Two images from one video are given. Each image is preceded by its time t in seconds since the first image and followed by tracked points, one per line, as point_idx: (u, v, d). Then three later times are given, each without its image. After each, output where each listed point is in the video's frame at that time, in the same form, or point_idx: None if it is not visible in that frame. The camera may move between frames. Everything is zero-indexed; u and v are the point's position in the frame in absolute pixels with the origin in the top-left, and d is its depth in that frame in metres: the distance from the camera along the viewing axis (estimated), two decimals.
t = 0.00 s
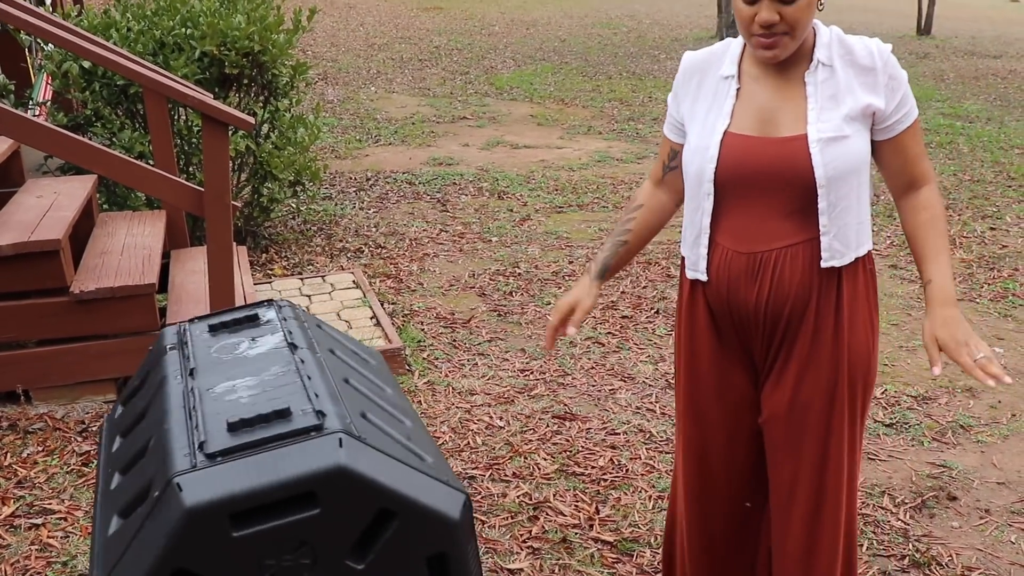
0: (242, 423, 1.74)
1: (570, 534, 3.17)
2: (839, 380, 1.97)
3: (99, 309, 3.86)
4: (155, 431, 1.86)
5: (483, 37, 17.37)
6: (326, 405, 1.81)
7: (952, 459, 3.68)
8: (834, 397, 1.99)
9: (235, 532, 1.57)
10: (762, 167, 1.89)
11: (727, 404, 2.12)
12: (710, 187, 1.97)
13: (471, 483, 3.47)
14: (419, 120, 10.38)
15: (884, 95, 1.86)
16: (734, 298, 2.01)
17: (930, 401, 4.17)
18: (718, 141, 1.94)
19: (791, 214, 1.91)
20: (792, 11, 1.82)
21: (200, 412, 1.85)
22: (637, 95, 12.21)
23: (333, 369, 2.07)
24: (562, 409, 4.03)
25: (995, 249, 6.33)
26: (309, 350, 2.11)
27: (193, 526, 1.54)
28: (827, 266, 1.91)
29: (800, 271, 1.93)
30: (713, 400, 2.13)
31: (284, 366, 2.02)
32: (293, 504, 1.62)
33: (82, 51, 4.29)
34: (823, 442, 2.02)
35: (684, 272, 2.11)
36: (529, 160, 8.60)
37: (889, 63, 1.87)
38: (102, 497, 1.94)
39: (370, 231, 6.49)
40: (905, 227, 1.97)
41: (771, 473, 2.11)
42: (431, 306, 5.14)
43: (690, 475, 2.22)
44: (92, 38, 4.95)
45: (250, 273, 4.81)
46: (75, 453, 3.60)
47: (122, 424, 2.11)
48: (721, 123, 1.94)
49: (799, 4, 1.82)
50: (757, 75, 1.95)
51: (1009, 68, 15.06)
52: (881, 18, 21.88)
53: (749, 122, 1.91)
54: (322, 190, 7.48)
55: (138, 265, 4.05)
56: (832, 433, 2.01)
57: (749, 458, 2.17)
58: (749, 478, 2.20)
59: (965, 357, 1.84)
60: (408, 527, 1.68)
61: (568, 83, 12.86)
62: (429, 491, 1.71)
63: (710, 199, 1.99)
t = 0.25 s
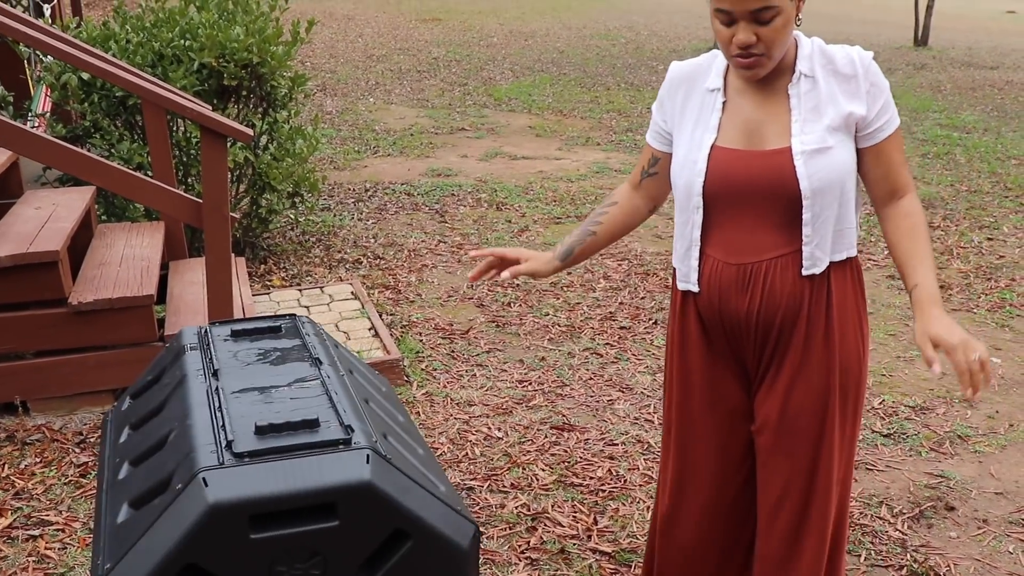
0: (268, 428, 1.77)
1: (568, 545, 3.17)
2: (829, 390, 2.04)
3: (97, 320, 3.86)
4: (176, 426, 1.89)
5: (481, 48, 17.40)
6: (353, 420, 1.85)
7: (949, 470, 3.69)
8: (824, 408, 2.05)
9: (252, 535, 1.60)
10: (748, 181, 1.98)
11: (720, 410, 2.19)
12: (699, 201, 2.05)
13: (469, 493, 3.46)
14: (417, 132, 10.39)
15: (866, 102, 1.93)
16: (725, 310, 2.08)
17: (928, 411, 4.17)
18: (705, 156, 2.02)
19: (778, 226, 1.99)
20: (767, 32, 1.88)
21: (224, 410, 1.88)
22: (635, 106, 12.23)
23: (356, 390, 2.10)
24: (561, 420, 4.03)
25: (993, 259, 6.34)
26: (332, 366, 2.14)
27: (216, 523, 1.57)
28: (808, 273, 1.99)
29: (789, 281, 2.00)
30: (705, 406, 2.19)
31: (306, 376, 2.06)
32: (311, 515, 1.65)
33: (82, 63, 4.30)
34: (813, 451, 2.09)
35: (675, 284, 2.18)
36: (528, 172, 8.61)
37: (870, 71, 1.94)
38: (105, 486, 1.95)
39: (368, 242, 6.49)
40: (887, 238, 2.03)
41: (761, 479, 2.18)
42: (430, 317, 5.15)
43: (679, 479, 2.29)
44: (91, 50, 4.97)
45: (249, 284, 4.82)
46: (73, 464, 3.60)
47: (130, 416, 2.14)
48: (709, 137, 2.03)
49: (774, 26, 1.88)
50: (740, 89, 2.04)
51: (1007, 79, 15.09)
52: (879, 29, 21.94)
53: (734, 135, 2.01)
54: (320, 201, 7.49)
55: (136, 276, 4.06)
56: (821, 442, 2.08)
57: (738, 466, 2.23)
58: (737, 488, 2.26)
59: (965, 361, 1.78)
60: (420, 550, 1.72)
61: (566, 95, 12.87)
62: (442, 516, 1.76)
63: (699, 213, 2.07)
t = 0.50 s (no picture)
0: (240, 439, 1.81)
1: (568, 549, 3.17)
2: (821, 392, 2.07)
3: (97, 325, 3.87)
4: (155, 445, 1.91)
5: (481, 53, 17.42)
6: (327, 420, 1.88)
7: (948, 473, 3.69)
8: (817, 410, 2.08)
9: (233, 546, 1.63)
10: (738, 188, 2.00)
11: (712, 421, 2.19)
12: (689, 209, 2.08)
13: (468, 498, 3.46)
14: (417, 136, 10.40)
15: (858, 115, 1.95)
16: (716, 314, 2.09)
17: (927, 415, 4.18)
18: (696, 165, 2.05)
19: (769, 233, 2.01)
20: (750, 41, 1.92)
21: (200, 426, 1.91)
22: (635, 110, 12.24)
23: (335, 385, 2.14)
24: (560, 424, 4.03)
25: (992, 263, 6.34)
26: (310, 364, 2.16)
27: (196, 539, 1.61)
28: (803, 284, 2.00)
29: (781, 287, 2.02)
30: (700, 418, 2.20)
31: (283, 379, 2.08)
32: (298, 518, 1.69)
33: (82, 69, 4.31)
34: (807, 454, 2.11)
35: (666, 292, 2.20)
36: (527, 176, 8.62)
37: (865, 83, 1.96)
38: (98, 508, 1.99)
39: (368, 246, 6.50)
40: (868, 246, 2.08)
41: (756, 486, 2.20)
42: (430, 321, 5.15)
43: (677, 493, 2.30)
44: (92, 55, 4.98)
45: (248, 288, 4.82)
46: (73, 469, 3.61)
47: (118, 436, 2.16)
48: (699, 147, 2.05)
49: (757, 35, 1.92)
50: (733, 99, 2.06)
51: (1006, 83, 15.11)
52: (878, 33, 21.97)
53: (726, 145, 2.02)
54: (320, 206, 7.50)
55: (136, 280, 4.06)
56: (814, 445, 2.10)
57: (734, 476, 2.24)
58: (733, 499, 2.27)
59: (894, 340, 2.25)
60: (407, 542, 1.75)
61: (566, 99, 12.89)
62: (429, 506, 1.80)
63: (689, 221, 2.09)
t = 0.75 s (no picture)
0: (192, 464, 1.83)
1: (566, 554, 3.18)
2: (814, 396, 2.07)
3: (96, 331, 3.87)
4: (122, 483, 1.93)
5: (480, 58, 17.44)
6: (277, 428, 1.90)
7: (947, 477, 3.69)
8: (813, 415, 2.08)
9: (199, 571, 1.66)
10: (729, 193, 2.02)
11: (708, 429, 2.21)
12: (680, 211, 2.10)
13: (467, 503, 3.47)
14: (417, 141, 10.42)
15: (850, 124, 1.96)
16: (705, 316, 2.11)
17: (925, 419, 4.18)
18: (688, 167, 2.07)
19: (758, 237, 2.03)
20: (727, 40, 1.93)
21: (160, 456, 1.92)
22: (634, 115, 12.26)
23: (293, 385, 2.15)
24: (559, 429, 4.04)
25: (991, 267, 6.35)
26: (268, 369, 2.18)
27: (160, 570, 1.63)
28: (792, 290, 2.01)
29: (768, 294, 2.04)
30: (697, 428, 2.22)
31: (244, 388, 2.09)
32: (263, 531, 1.70)
33: (81, 74, 4.32)
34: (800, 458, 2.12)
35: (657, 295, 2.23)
36: (527, 181, 8.63)
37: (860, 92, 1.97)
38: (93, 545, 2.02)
39: (368, 252, 6.51)
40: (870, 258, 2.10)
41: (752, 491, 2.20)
42: (429, 326, 5.16)
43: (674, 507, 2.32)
44: (91, 61, 4.99)
45: (248, 294, 4.83)
46: (72, 474, 3.61)
47: (104, 472, 2.20)
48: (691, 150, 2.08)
49: (734, 32, 1.93)
50: (728, 104, 2.08)
51: (1004, 87, 15.15)
52: (877, 38, 22.02)
53: (720, 150, 2.04)
54: (320, 211, 7.51)
55: (135, 286, 4.07)
56: (811, 450, 2.10)
57: (729, 482, 2.25)
58: (730, 506, 2.28)
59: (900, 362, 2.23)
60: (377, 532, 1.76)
61: (566, 104, 12.91)
62: (400, 494, 1.79)
63: (679, 223, 2.12)
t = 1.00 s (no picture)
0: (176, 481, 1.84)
1: (565, 561, 3.18)
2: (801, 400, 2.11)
3: (95, 339, 3.88)
4: (110, 505, 1.92)
5: (480, 67, 17.48)
6: (257, 438, 1.89)
7: (945, 485, 3.70)
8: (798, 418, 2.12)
9: None
10: (718, 197, 2.05)
11: (696, 429, 2.25)
12: (673, 212, 2.14)
13: (466, 510, 3.47)
14: (417, 150, 10.44)
15: (839, 140, 1.93)
16: (691, 323, 2.16)
17: (923, 426, 4.19)
18: (684, 169, 2.10)
19: (745, 244, 2.06)
20: (742, 38, 1.93)
21: (146, 478, 1.91)
22: (633, 124, 12.29)
23: (274, 392, 2.16)
24: (558, 437, 4.04)
25: (989, 274, 6.36)
26: (249, 379, 2.18)
27: None
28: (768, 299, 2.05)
29: (749, 300, 2.07)
30: (685, 428, 2.26)
31: (225, 398, 2.10)
32: (247, 542, 1.71)
33: (82, 83, 4.33)
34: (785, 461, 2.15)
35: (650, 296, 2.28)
36: (527, 189, 8.65)
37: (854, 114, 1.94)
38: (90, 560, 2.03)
39: (367, 260, 6.52)
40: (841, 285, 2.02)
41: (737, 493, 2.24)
42: (428, 334, 5.17)
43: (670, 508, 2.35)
44: (92, 70, 5.01)
45: (248, 302, 4.84)
46: (71, 482, 3.61)
47: (99, 488, 2.20)
48: (692, 150, 2.11)
49: (749, 32, 1.93)
50: (736, 108, 2.09)
51: (1003, 95, 15.18)
52: (876, 46, 22.06)
53: (717, 153, 2.08)
54: (320, 219, 7.53)
55: (135, 294, 4.08)
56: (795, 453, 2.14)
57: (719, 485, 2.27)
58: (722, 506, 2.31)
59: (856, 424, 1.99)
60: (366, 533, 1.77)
61: (565, 112, 12.94)
62: (383, 496, 1.80)
63: (672, 224, 2.16)
